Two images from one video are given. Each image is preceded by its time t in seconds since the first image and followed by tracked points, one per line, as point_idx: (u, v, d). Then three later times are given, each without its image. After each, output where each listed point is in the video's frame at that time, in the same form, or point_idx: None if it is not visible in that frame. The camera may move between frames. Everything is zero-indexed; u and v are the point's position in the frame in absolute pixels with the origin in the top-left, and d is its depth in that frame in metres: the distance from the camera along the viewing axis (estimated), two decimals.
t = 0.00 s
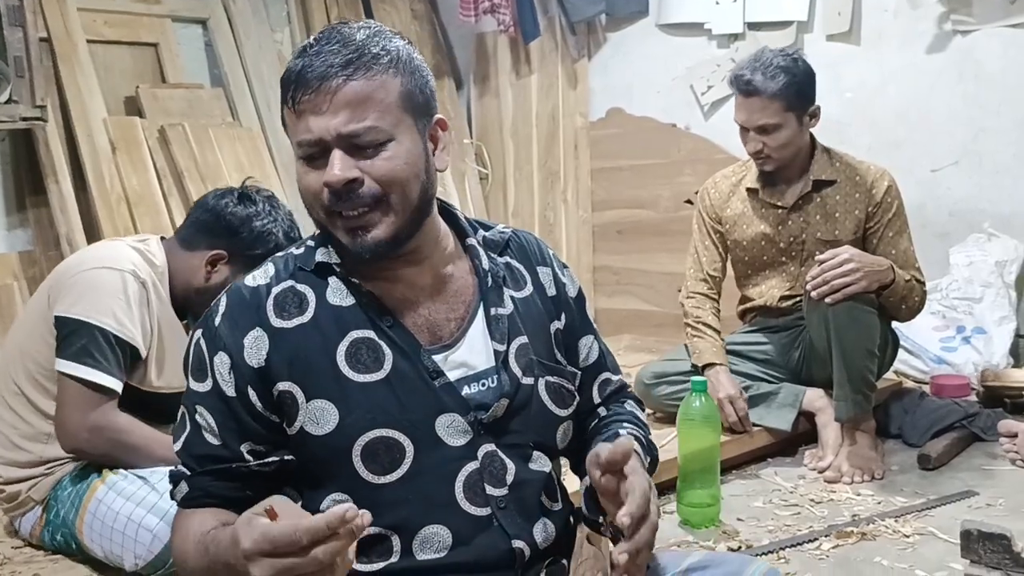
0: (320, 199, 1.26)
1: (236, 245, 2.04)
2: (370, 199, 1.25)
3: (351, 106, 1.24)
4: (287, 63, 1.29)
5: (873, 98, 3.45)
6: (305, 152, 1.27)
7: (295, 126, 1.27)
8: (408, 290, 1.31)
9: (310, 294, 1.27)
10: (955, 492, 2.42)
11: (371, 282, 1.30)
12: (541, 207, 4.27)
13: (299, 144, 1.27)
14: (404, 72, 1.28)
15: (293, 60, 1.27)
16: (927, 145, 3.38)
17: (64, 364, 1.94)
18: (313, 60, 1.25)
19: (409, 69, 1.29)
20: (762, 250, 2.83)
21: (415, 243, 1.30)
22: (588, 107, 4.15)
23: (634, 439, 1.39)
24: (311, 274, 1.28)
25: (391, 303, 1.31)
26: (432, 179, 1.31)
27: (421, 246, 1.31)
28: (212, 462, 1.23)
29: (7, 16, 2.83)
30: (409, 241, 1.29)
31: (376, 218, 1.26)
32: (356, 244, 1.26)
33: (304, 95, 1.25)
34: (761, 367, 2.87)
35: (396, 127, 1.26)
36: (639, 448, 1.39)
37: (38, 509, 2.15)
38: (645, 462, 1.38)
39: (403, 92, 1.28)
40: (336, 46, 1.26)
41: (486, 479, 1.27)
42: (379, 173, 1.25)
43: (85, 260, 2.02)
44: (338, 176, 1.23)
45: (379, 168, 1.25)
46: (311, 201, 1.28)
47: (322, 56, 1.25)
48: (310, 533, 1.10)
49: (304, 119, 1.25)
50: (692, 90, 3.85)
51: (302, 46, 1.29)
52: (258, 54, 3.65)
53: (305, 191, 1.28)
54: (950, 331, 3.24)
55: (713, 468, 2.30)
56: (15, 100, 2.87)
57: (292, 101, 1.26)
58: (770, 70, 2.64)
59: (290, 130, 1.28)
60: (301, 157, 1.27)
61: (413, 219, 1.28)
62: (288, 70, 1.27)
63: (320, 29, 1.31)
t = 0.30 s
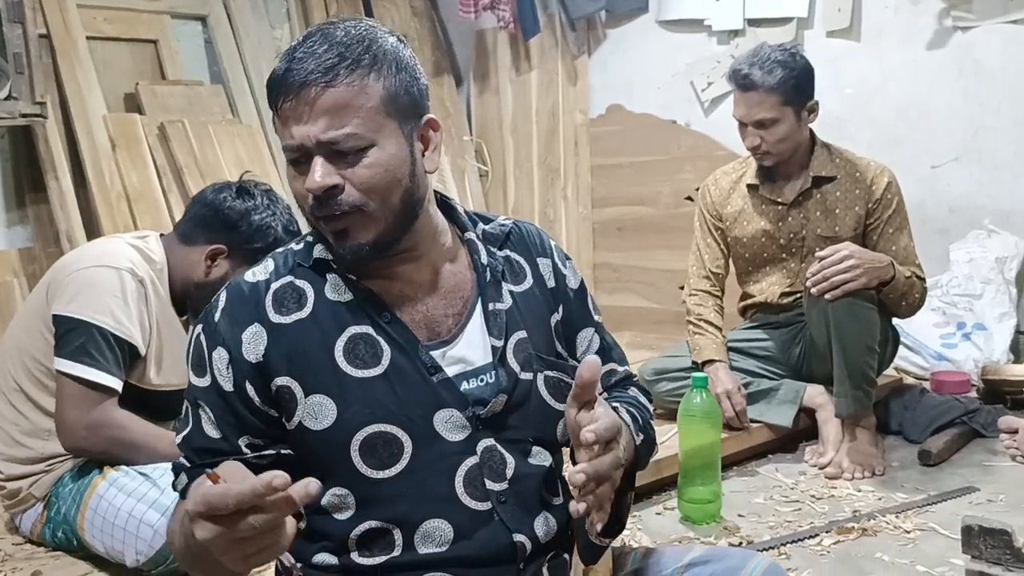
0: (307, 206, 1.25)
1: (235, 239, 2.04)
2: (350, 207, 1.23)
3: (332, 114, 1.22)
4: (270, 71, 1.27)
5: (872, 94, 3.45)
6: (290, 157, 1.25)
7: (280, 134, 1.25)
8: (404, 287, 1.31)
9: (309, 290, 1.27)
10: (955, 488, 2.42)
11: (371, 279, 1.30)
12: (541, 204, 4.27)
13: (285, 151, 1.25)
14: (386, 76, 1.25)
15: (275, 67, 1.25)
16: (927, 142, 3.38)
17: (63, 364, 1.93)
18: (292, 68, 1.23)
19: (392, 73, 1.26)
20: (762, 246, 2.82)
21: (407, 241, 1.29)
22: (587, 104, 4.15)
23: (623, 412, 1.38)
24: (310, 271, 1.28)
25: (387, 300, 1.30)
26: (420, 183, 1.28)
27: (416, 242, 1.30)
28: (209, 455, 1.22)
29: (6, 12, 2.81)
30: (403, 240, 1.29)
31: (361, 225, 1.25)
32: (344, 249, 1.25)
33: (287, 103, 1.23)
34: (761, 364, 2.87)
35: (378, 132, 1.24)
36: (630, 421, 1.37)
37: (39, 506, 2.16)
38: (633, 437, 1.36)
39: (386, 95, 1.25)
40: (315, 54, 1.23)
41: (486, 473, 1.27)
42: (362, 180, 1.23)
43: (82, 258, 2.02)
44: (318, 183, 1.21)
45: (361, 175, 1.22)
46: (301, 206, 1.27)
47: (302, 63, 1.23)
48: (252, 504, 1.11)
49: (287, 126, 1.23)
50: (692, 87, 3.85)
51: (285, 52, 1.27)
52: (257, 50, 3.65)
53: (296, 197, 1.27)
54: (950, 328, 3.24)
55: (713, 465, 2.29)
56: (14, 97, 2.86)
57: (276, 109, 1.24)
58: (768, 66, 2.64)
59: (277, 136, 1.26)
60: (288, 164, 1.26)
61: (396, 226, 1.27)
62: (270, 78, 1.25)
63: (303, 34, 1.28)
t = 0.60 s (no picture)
0: (292, 205, 1.21)
1: (235, 236, 2.04)
2: (336, 206, 1.19)
3: (314, 115, 1.18)
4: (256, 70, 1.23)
5: (873, 92, 3.45)
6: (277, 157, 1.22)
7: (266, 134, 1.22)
8: (395, 288, 1.28)
9: (301, 289, 1.26)
10: (956, 484, 2.42)
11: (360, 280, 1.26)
12: (541, 201, 4.27)
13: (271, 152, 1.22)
14: (371, 76, 1.21)
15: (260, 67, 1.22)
16: (927, 140, 3.37)
17: (70, 368, 1.94)
18: (276, 67, 1.19)
19: (378, 72, 1.22)
20: (763, 243, 2.82)
21: (396, 241, 1.25)
22: (587, 101, 4.14)
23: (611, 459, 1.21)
24: (302, 270, 1.27)
25: (377, 302, 1.28)
26: (408, 183, 1.24)
27: (407, 241, 1.26)
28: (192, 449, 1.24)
29: (6, 10, 2.81)
30: (391, 240, 1.24)
31: (347, 225, 1.21)
32: (329, 250, 1.22)
33: (271, 104, 1.19)
34: (761, 360, 2.87)
35: (362, 132, 1.20)
36: (614, 467, 1.21)
37: (39, 503, 2.16)
38: (619, 487, 1.21)
39: (370, 94, 1.20)
40: (300, 53, 1.19)
41: (479, 471, 1.25)
42: (347, 179, 1.19)
43: (80, 260, 2.02)
44: (301, 184, 1.18)
45: (346, 173, 1.19)
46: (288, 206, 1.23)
47: (286, 63, 1.19)
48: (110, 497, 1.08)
49: (270, 126, 1.20)
50: (692, 84, 3.85)
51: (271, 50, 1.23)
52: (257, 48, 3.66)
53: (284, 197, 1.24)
54: (950, 324, 3.23)
55: (713, 461, 2.29)
56: (15, 94, 2.86)
57: (262, 109, 1.21)
58: (767, 63, 2.64)
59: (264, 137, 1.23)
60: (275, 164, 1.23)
61: (385, 225, 1.23)
62: (256, 78, 1.21)
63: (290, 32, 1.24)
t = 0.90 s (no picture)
0: (282, 208, 1.19)
1: (226, 227, 2.03)
2: (324, 207, 1.16)
3: (299, 114, 1.15)
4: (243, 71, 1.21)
5: (873, 89, 3.45)
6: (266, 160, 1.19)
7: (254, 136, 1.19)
8: (389, 289, 1.26)
9: (294, 293, 1.25)
10: (956, 478, 2.43)
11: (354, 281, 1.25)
12: (542, 197, 4.28)
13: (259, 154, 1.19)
14: (357, 73, 1.17)
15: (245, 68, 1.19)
16: (928, 137, 3.38)
17: (70, 368, 1.96)
18: (261, 67, 1.16)
19: (364, 68, 1.18)
20: (764, 240, 2.83)
21: (388, 242, 1.22)
22: (588, 98, 4.14)
23: (580, 517, 1.22)
24: (295, 273, 1.26)
25: (372, 304, 1.26)
26: (399, 181, 1.20)
27: (399, 241, 1.24)
28: (197, 462, 1.25)
29: (8, 7, 2.81)
30: (382, 241, 1.22)
31: (335, 225, 1.18)
32: (320, 253, 1.19)
33: (257, 105, 1.17)
34: (763, 356, 2.88)
35: (349, 131, 1.16)
36: (582, 524, 1.23)
37: (41, 498, 2.17)
38: (584, 542, 1.23)
39: (356, 92, 1.17)
40: (284, 53, 1.16)
41: (477, 474, 1.26)
42: (334, 179, 1.16)
43: (67, 260, 2.02)
44: (288, 186, 1.15)
45: (334, 174, 1.15)
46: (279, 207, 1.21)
47: (270, 63, 1.16)
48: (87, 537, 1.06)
49: (257, 127, 1.17)
50: (692, 81, 3.85)
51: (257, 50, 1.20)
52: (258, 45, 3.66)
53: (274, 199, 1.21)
54: (950, 320, 3.24)
55: (714, 457, 2.30)
56: (17, 91, 2.87)
57: (249, 111, 1.18)
58: (767, 60, 2.65)
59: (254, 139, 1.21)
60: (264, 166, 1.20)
61: (375, 225, 1.20)
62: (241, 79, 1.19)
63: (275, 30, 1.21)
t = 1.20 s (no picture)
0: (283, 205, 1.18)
1: (235, 213, 2.04)
2: (326, 203, 1.15)
3: (298, 110, 1.14)
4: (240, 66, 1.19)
5: (879, 80, 3.44)
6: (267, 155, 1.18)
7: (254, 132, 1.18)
8: (392, 283, 1.25)
9: (297, 286, 1.24)
10: (963, 469, 2.43)
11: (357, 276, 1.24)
12: (547, 188, 4.28)
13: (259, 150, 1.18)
14: (355, 64, 1.16)
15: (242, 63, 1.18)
16: (933, 127, 3.37)
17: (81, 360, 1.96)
18: (258, 62, 1.15)
19: (362, 60, 1.17)
20: (769, 231, 2.82)
21: (392, 235, 1.22)
22: (592, 89, 4.13)
23: (580, 519, 1.22)
24: (298, 265, 1.26)
25: (375, 297, 1.25)
26: (400, 173, 1.19)
27: (401, 234, 1.23)
28: (201, 456, 1.25)
29: None
30: (384, 235, 1.21)
31: (337, 221, 1.17)
32: (323, 248, 1.19)
33: (255, 100, 1.16)
34: (768, 348, 2.87)
35: (349, 125, 1.15)
36: (581, 526, 1.22)
37: (50, 488, 2.18)
38: (584, 542, 1.23)
39: (355, 84, 1.16)
40: (281, 47, 1.15)
41: (483, 466, 1.26)
42: (335, 175, 1.15)
43: (81, 251, 2.02)
44: (288, 182, 1.14)
45: (334, 170, 1.14)
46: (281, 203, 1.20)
47: (267, 58, 1.15)
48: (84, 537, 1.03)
49: (257, 123, 1.17)
50: (697, 72, 3.84)
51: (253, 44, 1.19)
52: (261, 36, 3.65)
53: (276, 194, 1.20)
54: (956, 312, 3.22)
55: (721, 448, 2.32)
56: (21, 82, 2.87)
57: (248, 106, 1.17)
58: (772, 51, 2.63)
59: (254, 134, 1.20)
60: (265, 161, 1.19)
61: (377, 220, 1.19)
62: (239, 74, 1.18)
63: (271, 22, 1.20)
